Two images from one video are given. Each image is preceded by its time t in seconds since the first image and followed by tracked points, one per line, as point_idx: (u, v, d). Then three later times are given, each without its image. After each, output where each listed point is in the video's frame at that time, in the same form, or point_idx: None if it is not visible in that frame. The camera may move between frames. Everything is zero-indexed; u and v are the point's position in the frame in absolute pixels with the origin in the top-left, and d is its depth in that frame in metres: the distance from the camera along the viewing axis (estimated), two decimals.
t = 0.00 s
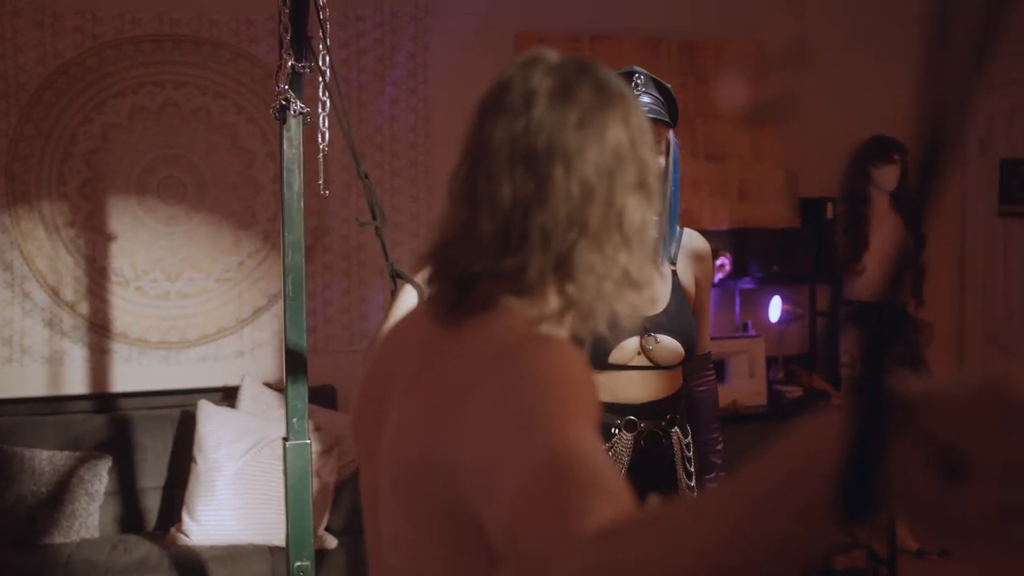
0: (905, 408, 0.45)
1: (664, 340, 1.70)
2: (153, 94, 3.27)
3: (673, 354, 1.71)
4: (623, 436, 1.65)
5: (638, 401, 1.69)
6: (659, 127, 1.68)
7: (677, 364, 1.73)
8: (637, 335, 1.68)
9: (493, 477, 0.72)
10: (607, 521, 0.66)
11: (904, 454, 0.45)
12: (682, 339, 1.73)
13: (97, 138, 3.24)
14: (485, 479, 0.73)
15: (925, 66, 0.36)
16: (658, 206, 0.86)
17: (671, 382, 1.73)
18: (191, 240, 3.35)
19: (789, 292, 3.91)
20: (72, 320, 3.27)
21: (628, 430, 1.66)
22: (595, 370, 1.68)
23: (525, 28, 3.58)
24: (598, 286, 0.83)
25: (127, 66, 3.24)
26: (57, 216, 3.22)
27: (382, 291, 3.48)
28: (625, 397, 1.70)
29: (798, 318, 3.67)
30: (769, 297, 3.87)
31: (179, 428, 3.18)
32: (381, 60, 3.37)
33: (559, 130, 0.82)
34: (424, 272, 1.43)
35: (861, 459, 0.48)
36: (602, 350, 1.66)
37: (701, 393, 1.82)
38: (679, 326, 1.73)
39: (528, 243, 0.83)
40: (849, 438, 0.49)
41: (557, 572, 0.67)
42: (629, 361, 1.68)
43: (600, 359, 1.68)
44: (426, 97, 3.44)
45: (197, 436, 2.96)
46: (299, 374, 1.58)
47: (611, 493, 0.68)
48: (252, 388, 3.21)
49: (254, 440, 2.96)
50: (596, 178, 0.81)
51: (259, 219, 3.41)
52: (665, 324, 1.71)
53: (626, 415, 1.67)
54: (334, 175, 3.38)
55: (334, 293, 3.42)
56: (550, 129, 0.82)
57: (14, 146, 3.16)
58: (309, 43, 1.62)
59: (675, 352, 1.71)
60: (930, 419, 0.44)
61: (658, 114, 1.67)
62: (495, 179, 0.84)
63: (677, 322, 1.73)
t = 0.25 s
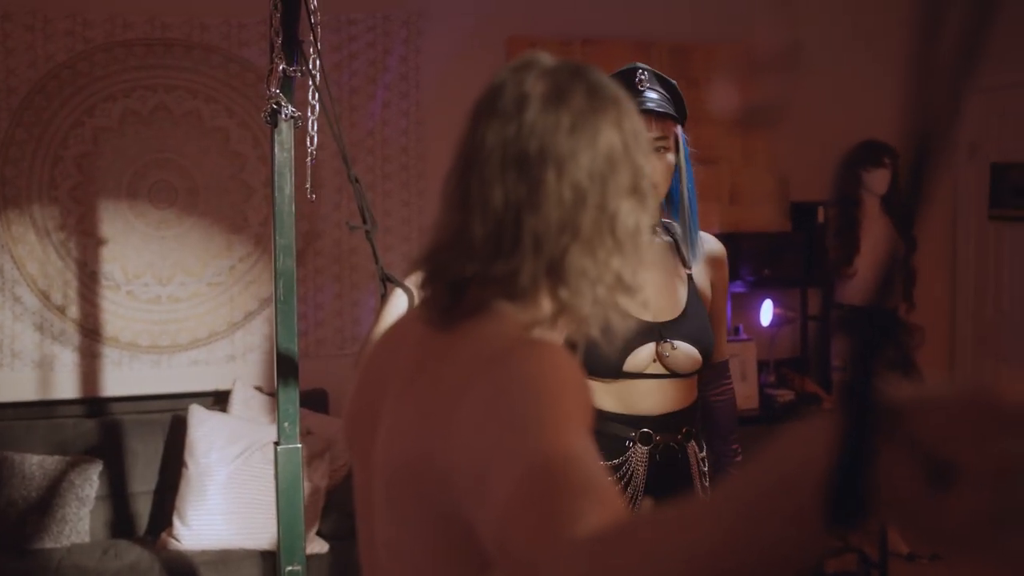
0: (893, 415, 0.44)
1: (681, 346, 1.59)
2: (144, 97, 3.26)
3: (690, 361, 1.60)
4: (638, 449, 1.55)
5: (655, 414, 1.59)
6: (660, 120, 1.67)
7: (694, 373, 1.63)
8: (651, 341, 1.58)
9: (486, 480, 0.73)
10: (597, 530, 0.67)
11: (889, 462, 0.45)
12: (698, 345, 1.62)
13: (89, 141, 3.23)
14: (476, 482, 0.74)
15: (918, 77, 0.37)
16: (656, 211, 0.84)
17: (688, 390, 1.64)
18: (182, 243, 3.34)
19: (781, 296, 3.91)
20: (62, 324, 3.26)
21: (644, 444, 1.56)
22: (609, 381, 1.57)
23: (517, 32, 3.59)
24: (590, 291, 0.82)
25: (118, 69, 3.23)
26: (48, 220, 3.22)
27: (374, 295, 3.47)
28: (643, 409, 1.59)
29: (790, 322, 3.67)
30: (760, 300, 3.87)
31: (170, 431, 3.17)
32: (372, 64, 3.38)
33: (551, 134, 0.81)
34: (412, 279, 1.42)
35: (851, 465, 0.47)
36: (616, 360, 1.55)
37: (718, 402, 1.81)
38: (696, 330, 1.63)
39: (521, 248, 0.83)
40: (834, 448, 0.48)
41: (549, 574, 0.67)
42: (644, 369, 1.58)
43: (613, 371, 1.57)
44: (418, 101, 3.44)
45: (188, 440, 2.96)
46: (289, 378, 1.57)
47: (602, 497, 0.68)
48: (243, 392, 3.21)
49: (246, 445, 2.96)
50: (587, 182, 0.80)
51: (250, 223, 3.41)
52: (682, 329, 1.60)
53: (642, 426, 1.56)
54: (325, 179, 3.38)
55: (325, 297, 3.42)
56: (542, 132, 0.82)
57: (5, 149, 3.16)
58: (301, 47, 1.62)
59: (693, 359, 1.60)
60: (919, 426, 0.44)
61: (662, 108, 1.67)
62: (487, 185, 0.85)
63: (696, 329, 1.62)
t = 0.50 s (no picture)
0: (877, 423, 0.46)
1: (682, 354, 1.59)
2: (135, 101, 3.26)
3: (693, 371, 1.59)
4: (638, 461, 1.53)
5: (656, 423, 1.58)
6: (660, 114, 1.61)
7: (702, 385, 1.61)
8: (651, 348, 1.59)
9: (477, 490, 0.72)
10: (589, 537, 0.66)
11: (875, 466, 0.47)
12: (704, 355, 1.61)
13: (79, 145, 3.23)
14: (467, 494, 0.74)
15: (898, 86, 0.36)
16: (643, 214, 0.85)
17: (698, 403, 1.62)
18: (173, 248, 3.34)
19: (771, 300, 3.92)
20: (52, 328, 3.25)
21: (645, 457, 1.54)
22: (607, 390, 1.59)
23: (508, 36, 3.59)
24: (580, 299, 0.83)
25: (109, 73, 3.23)
26: (38, 224, 3.21)
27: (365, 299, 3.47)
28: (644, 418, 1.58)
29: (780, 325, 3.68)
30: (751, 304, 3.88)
31: (161, 435, 3.17)
32: (363, 68, 3.37)
33: (538, 144, 0.81)
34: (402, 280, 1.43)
35: (836, 471, 0.49)
36: (611, 366, 1.57)
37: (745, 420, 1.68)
38: (702, 337, 1.61)
39: (509, 260, 0.83)
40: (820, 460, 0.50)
41: None
42: (643, 378, 1.58)
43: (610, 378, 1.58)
44: (409, 105, 3.44)
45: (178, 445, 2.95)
46: (280, 381, 1.57)
47: (593, 508, 0.68)
48: (234, 397, 3.20)
49: (237, 450, 2.94)
50: (574, 192, 0.81)
51: (241, 227, 3.40)
52: (684, 336, 1.59)
53: (641, 437, 1.55)
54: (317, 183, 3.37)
55: (316, 301, 3.42)
56: (528, 143, 0.81)
57: None
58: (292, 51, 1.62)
59: (696, 367, 1.59)
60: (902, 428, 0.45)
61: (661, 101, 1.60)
62: (475, 194, 0.85)
63: (703, 335, 1.61)
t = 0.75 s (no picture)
0: (857, 432, 0.46)
1: (683, 364, 1.56)
2: (120, 105, 3.24)
3: (695, 383, 1.56)
4: (633, 472, 1.52)
5: (656, 434, 1.56)
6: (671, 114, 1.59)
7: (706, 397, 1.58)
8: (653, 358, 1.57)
9: (462, 498, 0.72)
10: (576, 546, 0.66)
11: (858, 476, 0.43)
12: (707, 366, 1.57)
13: (64, 149, 3.21)
14: (453, 502, 0.73)
15: (881, 93, 0.33)
16: (632, 221, 0.85)
17: (702, 414, 1.58)
18: (159, 252, 3.33)
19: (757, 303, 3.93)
20: (37, 333, 3.23)
21: (640, 467, 1.52)
22: (609, 397, 1.59)
23: (495, 40, 3.60)
24: (568, 307, 0.82)
25: (95, 77, 3.21)
26: (24, 228, 3.18)
27: (352, 304, 3.47)
28: (645, 429, 1.57)
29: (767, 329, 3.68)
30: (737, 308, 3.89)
31: (148, 439, 3.17)
32: (350, 72, 3.37)
33: (524, 151, 0.81)
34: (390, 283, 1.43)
35: (817, 475, 0.49)
36: (610, 374, 1.57)
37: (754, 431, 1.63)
38: (704, 347, 1.58)
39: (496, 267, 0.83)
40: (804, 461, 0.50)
41: None
42: (643, 387, 1.57)
43: (611, 386, 1.58)
44: (396, 109, 3.44)
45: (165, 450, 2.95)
46: (266, 386, 1.56)
47: (579, 519, 0.67)
48: (220, 401, 3.19)
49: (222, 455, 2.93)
50: (559, 200, 0.80)
51: (227, 231, 3.40)
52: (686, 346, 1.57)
53: (637, 448, 1.54)
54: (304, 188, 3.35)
55: (303, 305, 3.41)
56: (514, 150, 0.81)
57: None
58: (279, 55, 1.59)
59: (697, 379, 1.56)
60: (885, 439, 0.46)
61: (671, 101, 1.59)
62: (462, 201, 0.85)
63: (706, 345, 1.58)
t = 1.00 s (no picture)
0: (844, 437, 0.43)
1: (684, 375, 1.53)
2: (102, 109, 3.23)
3: (696, 394, 1.53)
4: (636, 484, 1.52)
5: (663, 446, 1.55)
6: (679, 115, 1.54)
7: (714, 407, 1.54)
8: (656, 368, 1.56)
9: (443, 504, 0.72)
10: (559, 552, 0.65)
11: (835, 479, 0.43)
12: (711, 375, 1.53)
13: (45, 154, 3.20)
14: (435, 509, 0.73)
15: (862, 97, 0.34)
16: (620, 230, 0.83)
17: (712, 424, 1.54)
18: (141, 257, 3.32)
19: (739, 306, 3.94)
20: (18, 339, 3.22)
21: (643, 480, 1.52)
22: (615, 408, 1.59)
23: (478, 44, 3.60)
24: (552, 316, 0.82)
25: (77, 81, 3.20)
26: (4, 233, 3.17)
27: (335, 308, 3.46)
28: (651, 440, 1.56)
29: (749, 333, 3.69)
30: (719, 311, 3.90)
31: (128, 445, 3.15)
32: (333, 76, 3.36)
33: (510, 158, 0.79)
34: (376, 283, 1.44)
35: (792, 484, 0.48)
36: (612, 386, 1.57)
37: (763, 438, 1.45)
38: (706, 355, 1.54)
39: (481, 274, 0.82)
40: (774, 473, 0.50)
41: None
42: (645, 399, 1.56)
43: (616, 397, 1.58)
44: (379, 113, 3.44)
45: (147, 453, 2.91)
46: (249, 390, 1.55)
47: (561, 526, 0.67)
48: (202, 406, 3.18)
49: (204, 461, 2.92)
50: (545, 207, 0.78)
51: (210, 236, 3.38)
52: (686, 354, 1.54)
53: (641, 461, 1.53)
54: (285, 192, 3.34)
55: (285, 310, 3.40)
56: (500, 157, 0.79)
57: None
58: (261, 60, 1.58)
59: (697, 389, 1.52)
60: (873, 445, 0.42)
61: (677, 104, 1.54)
62: (447, 207, 0.84)
63: (709, 352, 1.54)
